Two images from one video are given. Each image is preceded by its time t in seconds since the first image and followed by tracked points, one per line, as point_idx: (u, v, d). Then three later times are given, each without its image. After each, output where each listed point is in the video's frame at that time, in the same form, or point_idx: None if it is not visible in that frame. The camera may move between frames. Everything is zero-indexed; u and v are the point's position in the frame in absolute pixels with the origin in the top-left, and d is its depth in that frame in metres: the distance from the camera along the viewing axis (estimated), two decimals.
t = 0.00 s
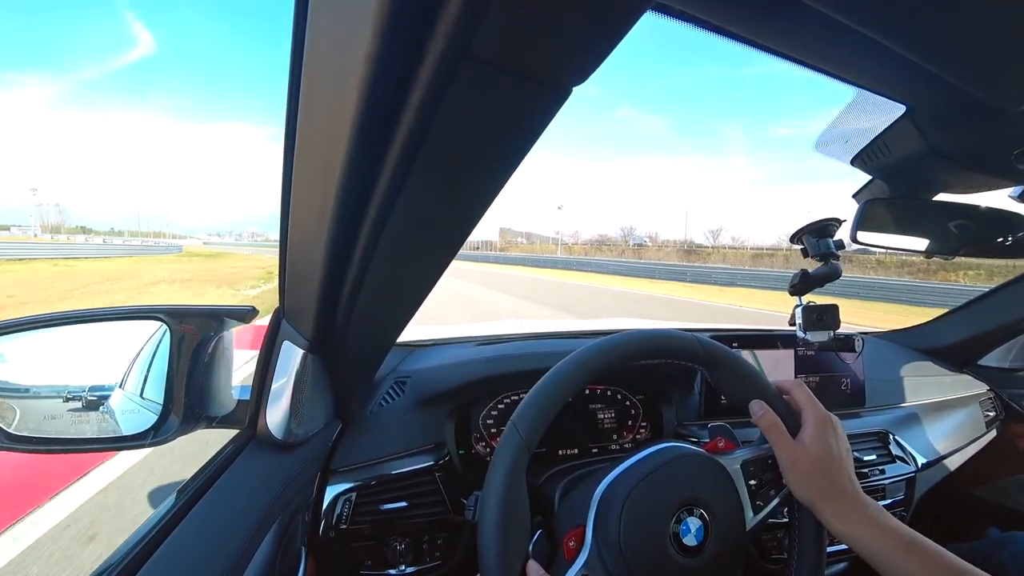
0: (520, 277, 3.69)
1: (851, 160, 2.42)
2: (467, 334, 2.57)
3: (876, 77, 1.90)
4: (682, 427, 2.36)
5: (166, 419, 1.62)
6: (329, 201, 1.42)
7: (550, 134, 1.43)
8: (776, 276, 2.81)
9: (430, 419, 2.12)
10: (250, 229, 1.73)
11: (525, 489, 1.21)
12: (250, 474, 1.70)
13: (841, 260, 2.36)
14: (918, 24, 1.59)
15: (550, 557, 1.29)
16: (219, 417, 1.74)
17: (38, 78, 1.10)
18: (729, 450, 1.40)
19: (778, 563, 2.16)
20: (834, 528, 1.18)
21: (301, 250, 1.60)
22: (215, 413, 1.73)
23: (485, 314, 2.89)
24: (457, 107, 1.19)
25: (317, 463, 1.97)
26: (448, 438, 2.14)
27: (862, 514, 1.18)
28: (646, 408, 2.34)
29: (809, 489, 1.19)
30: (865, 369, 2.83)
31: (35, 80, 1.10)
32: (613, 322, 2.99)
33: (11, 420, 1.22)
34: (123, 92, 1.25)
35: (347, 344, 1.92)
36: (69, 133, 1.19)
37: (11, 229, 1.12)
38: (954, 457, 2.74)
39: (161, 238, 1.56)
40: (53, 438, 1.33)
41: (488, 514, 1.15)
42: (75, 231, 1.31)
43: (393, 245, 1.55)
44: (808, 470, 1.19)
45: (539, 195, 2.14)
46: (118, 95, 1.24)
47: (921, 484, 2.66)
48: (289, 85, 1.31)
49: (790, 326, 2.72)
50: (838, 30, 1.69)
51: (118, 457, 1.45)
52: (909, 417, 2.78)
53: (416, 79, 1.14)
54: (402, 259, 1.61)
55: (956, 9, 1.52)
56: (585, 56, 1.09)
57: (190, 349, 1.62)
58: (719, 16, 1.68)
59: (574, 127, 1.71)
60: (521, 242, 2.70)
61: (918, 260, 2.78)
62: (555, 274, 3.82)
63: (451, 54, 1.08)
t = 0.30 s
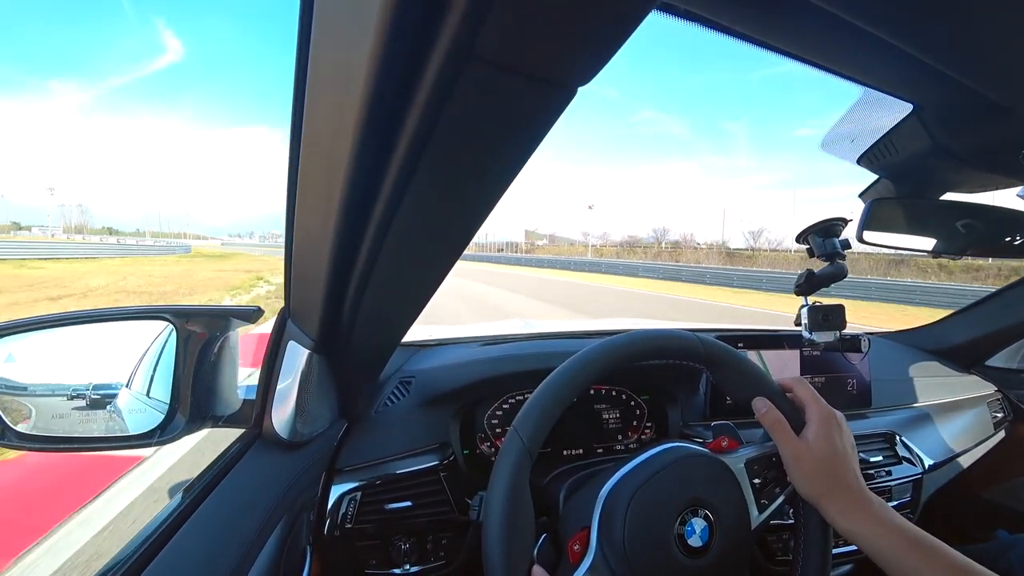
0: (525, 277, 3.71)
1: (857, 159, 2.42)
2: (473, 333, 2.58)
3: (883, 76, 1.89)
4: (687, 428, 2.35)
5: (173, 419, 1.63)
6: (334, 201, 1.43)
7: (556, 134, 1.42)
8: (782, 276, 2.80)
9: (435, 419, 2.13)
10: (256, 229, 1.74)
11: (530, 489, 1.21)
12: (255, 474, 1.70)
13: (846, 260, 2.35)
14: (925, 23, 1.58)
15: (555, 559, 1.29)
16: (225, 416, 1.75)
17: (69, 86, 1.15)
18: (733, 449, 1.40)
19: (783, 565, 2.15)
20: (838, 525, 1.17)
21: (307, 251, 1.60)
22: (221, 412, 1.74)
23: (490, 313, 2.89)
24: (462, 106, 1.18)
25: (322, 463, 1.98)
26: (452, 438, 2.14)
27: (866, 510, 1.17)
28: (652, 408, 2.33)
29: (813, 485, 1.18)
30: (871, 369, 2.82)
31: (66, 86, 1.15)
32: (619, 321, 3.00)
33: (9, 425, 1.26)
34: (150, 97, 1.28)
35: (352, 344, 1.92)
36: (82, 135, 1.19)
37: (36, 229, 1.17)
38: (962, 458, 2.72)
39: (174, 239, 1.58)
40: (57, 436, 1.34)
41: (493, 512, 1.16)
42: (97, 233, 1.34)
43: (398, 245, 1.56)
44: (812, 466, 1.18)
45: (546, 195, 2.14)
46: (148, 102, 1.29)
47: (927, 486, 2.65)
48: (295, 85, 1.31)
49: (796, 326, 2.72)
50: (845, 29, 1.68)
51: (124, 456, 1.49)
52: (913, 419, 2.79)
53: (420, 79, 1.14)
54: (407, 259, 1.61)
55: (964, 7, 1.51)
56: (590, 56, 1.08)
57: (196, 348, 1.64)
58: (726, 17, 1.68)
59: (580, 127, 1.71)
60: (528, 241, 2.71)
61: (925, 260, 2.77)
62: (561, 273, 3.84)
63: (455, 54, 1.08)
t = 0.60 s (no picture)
0: (529, 277, 3.71)
1: (862, 159, 2.40)
2: (476, 333, 2.58)
3: (889, 74, 1.88)
4: (691, 427, 2.34)
5: (178, 417, 1.65)
6: (338, 201, 1.43)
7: (560, 133, 1.43)
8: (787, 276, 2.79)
9: (439, 418, 2.13)
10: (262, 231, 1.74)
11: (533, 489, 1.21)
12: (260, 473, 1.71)
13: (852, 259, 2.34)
14: (933, 21, 1.57)
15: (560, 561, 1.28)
16: (229, 415, 1.77)
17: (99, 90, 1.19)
18: (735, 448, 1.39)
19: (788, 565, 2.15)
20: (841, 522, 1.17)
21: (312, 250, 1.61)
22: (226, 411, 1.76)
23: (494, 313, 2.89)
24: (466, 106, 1.18)
25: (327, 461, 1.99)
26: (456, 437, 2.14)
27: (870, 508, 1.17)
28: (655, 408, 2.33)
29: (815, 483, 1.18)
30: (876, 370, 2.81)
31: (104, 93, 1.20)
32: (623, 321, 2.99)
33: (15, 423, 1.24)
34: (181, 103, 1.32)
35: (356, 343, 1.93)
36: (88, 137, 1.20)
37: (52, 230, 1.20)
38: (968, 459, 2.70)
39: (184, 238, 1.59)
40: (60, 435, 1.33)
41: (496, 512, 1.16)
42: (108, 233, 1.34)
43: (402, 245, 1.56)
44: (815, 464, 1.18)
45: (550, 194, 2.14)
46: (181, 106, 1.33)
47: (933, 486, 2.64)
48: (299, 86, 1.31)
49: (800, 326, 2.71)
50: (853, 29, 1.67)
51: (129, 454, 1.47)
52: (917, 420, 2.74)
53: (425, 79, 1.14)
54: (412, 259, 1.62)
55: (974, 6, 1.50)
56: (595, 55, 1.08)
57: (201, 346, 1.67)
58: (732, 16, 1.67)
59: (581, 127, 1.71)
60: (531, 241, 2.71)
61: (930, 260, 2.76)
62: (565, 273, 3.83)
63: (459, 54, 1.07)
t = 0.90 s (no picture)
0: (532, 279, 3.71)
1: (865, 160, 2.40)
2: (479, 334, 2.58)
3: (892, 74, 1.88)
4: (694, 429, 2.33)
5: (181, 418, 1.64)
6: (342, 202, 1.43)
7: (563, 134, 1.42)
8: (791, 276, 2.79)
9: (442, 419, 2.13)
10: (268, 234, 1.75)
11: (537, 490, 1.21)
12: (263, 475, 1.72)
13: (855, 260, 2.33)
14: (937, 20, 1.57)
15: (564, 564, 1.28)
16: (233, 415, 1.76)
17: (132, 99, 1.26)
18: (739, 447, 1.40)
19: (791, 567, 2.14)
20: (843, 521, 1.16)
21: (316, 251, 1.61)
22: (229, 412, 1.74)
23: (497, 314, 2.90)
24: (469, 107, 1.18)
25: (328, 464, 1.99)
26: (459, 438, 2.14)
27: (872, 506, 1.16)
28: (658, 409, 2.33)
29: (817, 481, 1.18)
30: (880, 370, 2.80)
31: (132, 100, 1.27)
32: (625, 322, 2.99)
33: (20, 424, 1.23)
34: (203, 109, 1.40)
35: (359, 344, 1.93)
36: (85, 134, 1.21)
37: (76, 232, 1.29)
38: (973, 460, 2.69)
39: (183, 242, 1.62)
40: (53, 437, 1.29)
41: (499, 513, 1.16)
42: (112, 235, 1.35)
43: (405, 246, 1.56)
44: (817, 463, 1.18)
45: (553, 196, 2.14)
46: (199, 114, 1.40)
47: (938, 488, 2.63)
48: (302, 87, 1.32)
49: (804, 326, 2.70)
50: (856, 28, 1.67)
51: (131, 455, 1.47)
52: (922, 421, 2.75)
53: (429, 79, 1.14)
54: (415, 260, 1.62)
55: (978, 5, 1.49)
56: (600, 55, 1.08)
57: (204, 347, 1.67)
58: (735, 16, 1.68)
59: (584, 128, 1.72)
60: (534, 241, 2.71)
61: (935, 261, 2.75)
62: (569, 274, 3.84)
63: (463, 54, 1.07)
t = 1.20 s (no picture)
0: (534, 280, 3.71)
1: (869, 159, 2.40)
2: (482, 334, 2.58)
3: (896, 73, 1.87)
4: (697, 429, 2.33)
5: (185, 418, 1.64)
6: (344, 202, 1.43)
7: (565, 134, 1.42)
8: (793, 277, 2.78)
9: (444, 419, 2.13)
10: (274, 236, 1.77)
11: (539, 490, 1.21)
12: (265, 475, 1.72)
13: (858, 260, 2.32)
14: (939, 19, 1.56)
15: (566, 565, 1.28)
16: (235, 415, 1.75)
17: (163, 107, 1.31)
18: (740, 447, 1.39)
19: (794, 567, 2.13)
20: (846, 520, 1.16)
21: (318, 251, 1.61)
22: (230, 411, 1.74)
23: (500, 315, 2.90)
24: (471, 107, 1.18)
25: (332, 463, 1.99)
26: (461, 438, 2.15)
27: (874, 505, 1.16)
28: (660, 409, 2.32)
29: (819, 481, 1.18)
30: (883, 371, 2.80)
31: (161, 108, 1.31)
32: (627, 323, 2.99)
33: (24, 424, 1.21)
34: (226, 115, 1.44)
35: (361, 344, 1.94)
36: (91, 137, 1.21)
37: (96, 235, 1.31)
38: (977, 460, 2.68)
39: (195, 243, 1.62)
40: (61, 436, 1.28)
41: (501, 512, 1.16)
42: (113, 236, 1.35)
43: (407, 246, 1.56)
44: (819, 463, 1.17)
45: (556, 196, 2.14)
46: (222, 118, 1.44)
47: (941, 489, 2.62)
48: (305, 87, 1.33)
49: (807, 327, 2.70)
50: (858, 28, 1.67)
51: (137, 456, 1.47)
52: (926, 421, 2.75)
53: (431, 79, 1.14)
54: (417, 261, 1.62)
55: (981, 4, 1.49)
56: (602, 55, 1.08)
57: (207, 347, 1.66)
58: (738, 15, 1.67)
59: (586, 128, 1.72)
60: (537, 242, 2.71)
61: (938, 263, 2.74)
62: (570, 275, 3.84)
63: (464, 54, 1.07)
